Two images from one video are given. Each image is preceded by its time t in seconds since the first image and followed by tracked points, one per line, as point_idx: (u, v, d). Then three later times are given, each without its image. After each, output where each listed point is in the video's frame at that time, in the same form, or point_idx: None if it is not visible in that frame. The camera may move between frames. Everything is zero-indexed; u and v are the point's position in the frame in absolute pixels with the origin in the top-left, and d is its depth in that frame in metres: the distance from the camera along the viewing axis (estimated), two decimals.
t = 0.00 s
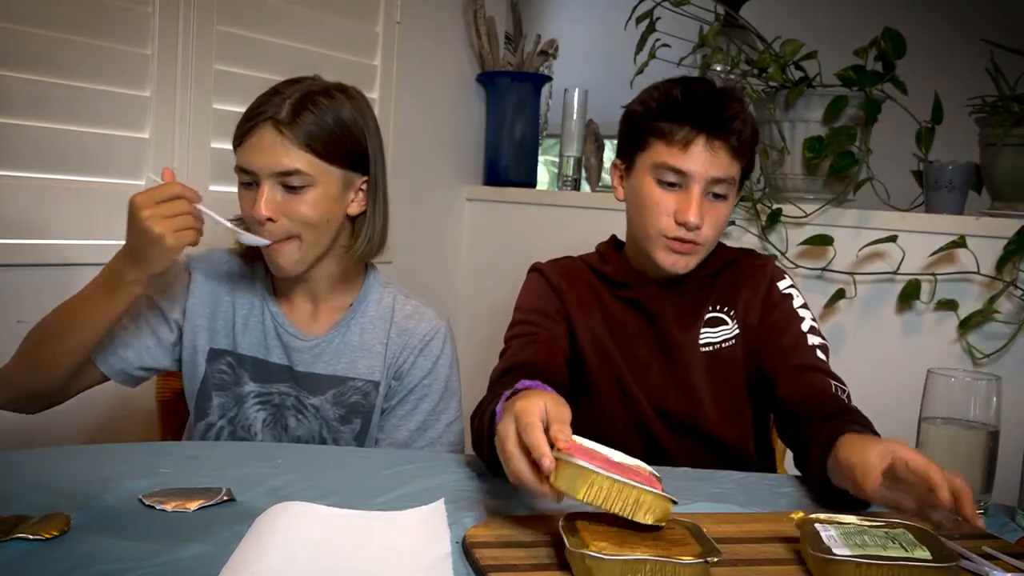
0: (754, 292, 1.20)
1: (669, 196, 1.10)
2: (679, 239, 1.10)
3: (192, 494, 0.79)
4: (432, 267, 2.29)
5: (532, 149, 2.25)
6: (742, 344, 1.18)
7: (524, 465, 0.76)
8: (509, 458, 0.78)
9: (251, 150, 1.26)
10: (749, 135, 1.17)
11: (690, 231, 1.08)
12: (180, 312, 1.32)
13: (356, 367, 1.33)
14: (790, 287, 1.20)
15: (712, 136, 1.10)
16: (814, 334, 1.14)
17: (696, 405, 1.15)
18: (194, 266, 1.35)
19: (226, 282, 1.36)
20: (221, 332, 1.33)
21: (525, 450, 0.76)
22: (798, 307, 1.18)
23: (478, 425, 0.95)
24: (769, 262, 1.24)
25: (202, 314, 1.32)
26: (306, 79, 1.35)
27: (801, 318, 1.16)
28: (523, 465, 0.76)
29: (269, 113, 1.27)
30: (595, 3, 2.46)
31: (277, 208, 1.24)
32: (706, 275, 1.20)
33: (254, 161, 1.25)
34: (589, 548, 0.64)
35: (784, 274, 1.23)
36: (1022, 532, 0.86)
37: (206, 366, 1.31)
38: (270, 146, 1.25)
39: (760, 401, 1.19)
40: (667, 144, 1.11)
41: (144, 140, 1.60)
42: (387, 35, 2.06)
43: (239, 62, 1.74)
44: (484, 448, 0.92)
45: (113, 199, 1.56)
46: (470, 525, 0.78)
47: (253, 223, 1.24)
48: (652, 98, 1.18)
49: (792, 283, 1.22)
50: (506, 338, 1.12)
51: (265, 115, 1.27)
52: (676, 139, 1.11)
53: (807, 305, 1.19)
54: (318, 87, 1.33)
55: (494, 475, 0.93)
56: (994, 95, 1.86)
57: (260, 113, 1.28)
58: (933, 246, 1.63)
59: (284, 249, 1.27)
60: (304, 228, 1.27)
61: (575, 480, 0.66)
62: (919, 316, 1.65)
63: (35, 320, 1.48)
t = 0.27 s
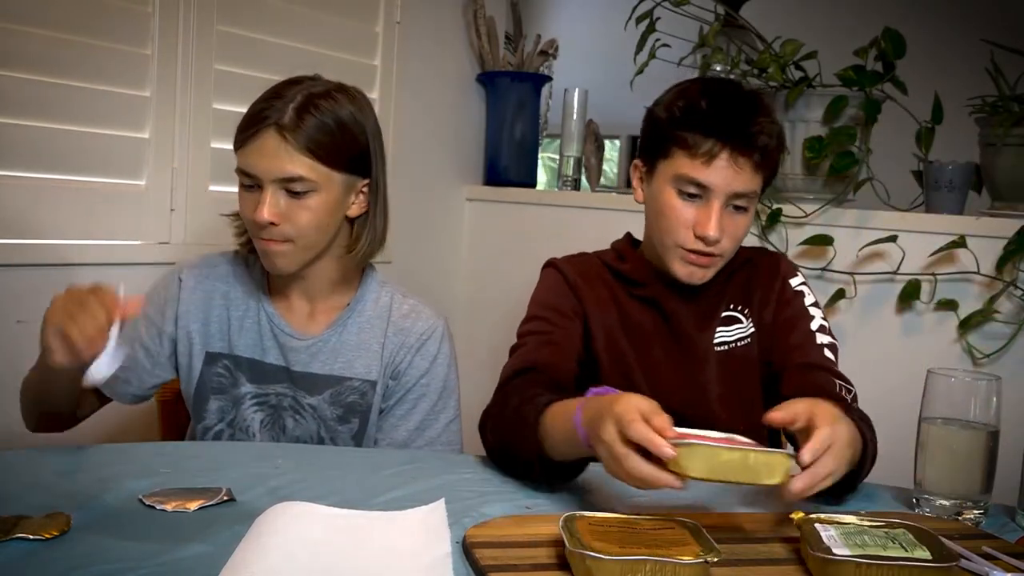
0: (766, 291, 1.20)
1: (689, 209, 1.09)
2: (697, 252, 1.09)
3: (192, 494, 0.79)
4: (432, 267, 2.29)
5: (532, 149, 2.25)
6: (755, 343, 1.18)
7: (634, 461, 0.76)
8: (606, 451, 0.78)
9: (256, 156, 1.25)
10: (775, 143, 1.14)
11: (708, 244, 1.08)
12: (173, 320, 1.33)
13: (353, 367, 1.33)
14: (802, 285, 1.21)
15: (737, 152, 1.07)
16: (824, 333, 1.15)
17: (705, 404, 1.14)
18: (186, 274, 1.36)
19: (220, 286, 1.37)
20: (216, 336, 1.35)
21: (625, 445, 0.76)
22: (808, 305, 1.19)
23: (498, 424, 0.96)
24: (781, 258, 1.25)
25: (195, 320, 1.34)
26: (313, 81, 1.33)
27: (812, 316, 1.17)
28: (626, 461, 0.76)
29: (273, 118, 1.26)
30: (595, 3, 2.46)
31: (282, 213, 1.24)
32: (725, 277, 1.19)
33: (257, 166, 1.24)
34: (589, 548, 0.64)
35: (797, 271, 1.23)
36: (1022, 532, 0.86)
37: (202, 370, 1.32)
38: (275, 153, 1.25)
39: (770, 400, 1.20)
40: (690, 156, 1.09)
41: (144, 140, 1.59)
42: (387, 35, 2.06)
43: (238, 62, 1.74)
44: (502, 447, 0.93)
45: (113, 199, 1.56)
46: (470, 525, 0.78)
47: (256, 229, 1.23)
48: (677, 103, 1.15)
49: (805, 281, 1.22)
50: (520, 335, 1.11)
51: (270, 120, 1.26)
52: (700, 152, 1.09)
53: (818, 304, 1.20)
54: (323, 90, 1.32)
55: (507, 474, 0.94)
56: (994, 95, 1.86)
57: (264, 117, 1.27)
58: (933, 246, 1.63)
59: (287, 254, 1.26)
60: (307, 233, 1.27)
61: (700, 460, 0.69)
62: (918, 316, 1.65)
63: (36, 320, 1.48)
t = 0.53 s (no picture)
0: (768, 290, 1.20)
1: (698, 196, 1.11)
2: (705, 240, 1.10)
3: (192, 494, 0.79)
4: (432, 267, 2.29)
5: (532, 149, 2.25)
6: (758, 342, 1.17)
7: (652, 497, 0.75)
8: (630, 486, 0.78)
9: (259, 153, 1.24)
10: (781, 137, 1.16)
11: (715, 231, 1.09)
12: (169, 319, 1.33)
13: (349, 362, 1.33)
14: (802, 285, 1.21)
15: (744, 138, 1.10)
16: (822, 333, 1.15)
17: (709, 403, 1.14)
18: (182, 272, 1.37)
19: (216, 283, 1.37)
20: (212, 334, 1.35)
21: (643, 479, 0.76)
22: (808, 305, 1.18)
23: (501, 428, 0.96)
24: (784, 258, 1.24)
25: (190, 318, 1.34)
26: (318, 80, 1.33)
27: (811, 316, 1.17)
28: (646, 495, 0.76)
29: (277, 119, 1.26)
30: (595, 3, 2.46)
31: (280, 212, 1.23)
32: (726, 275, 1.20)
33: (258, 164, 1.24)
34: (587, 549, 0.64)
35: (801, 272, 1.23)
36: (1022, 532, 0.86)
37: (200, 368, 1.32)
38: (278, 152, 1.25)
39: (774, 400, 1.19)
40: (698, 143, 1.11)
41: (144, 140, 1.59)
42: (387, 35, 2.06)
43: (238, 62, 1.74)
44: (505, 451, 0.94)
45: (113, 199, 1.56)
46: (470, 525, 0.78)
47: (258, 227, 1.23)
48: (685, 95, 1.17)
49: (806, 281, 1.22)
50: (524, 335, 1.12)
51: (274, 120, 1.26)
52: (707, 140, 1.11)
53: (818, 304, 1.20)
54: (328, 91, 1.32)
55: (509, 476, 0.94)
56: (994, 95, 1.86)
57: (268, 117, 1.26)
58: (933, 246, 1.63)
59: (287, 254, 1.26)
60: (307, 232, 1.27)
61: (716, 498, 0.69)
62: (918, 316, 1.65)
63: (36, 319, 1.48)
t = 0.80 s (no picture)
0: (769, 291, 1.20)
1: (699, 187, 1.11)
2: (707, 231, 1.10)
3: (193, 494, 0.79)
4: (432, 266, 2.29)
5: (532, 149, 2.25)
6: (759, 343, 1.17)
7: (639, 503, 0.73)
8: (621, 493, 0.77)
9: (262, 150, 1.25)
10: (782, 134, 1.17)
11: (717, 222, 1.09)
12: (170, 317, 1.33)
13: (349, 359, 1.33)
14: (805, 286, 1.20)
15: (747, 129, 1.11)
16: (824, 335, 1.14)
17: (709, 401, 1.14)
18: (183, 270, 1.36)
19: (217, 281, 1.37)
20: (213, 332, 1.35)
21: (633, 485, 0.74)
22: (810, 307, 1.18)
23: (501, 428, 0.96)
24: (786, 259, 1.24)
25: (191, 316, 1.34)
26: (322, 79, 1.33)
27: (812, 318, 1.16)
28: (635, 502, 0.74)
29: (280, 117, 1.26)
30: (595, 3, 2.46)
31: (281, 210, 1.23)
32: (727, 275, 1.20)
33: (259, 162, 1.24)
34: (564, 557, 0.63)
35: (804, 272, 1.23)
36: (1022, 532, 0.85)
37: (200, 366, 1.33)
38: (279, 151, 1.25)
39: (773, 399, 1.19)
40: (701, 134, 1.12)
41: (144, 140, 1.59)
42: (387, 35, 2.06)
43: (239, 62, 1.74)
44: (504, 452, 0.93)
45: (112, 199, 1.55)
46: (470, 525, 0.78)
47: (260, 223, 1.23)
48: (688, 90, 1.19)
49: (810, 282, 1.22)
50: (523, 335, 1.12)
51: (276, 117, 1.26)
52: (711, 131, 1.12)
53: (820, 305, 1.19)
54: (332, 91, 1.33)
55: (507, 476, 0.93)
56: (994, 95, 1.86)
57: (271, 114, 1.27)
58: (933, 246, 1.63)
59: (284, 251, 1.26)
60: (303, 229, 1.26)
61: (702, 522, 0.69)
62: (918, 316, 1.65)
63: (36, 319, 1.48)
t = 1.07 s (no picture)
0: (772, 291, 1.20)
1: (701, 191, 1.11)
2: (708, 234, 1.11)
3: (192, 494, 0.79)
4: (432, 266, 2.29)
5: (532, 149, 2.26)
6: (761, 342, 1.17)
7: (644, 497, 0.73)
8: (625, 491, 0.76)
9: (282, 151, 1.25)
10: (786, 137, 1.17)
11: (719, 226, 1.09)
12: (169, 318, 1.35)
13: (350, 358, 1.34)
14: (808, 286, 1.21)
15: (750, 132, 1.11)
16: (824, 335, 1.15)
17: (711, 400, 1.14)
18: (181, 272, 1.37)
19: (216, 282, 1.38)
20: (212, 331, 1.36)
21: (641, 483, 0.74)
22: (813, 307, 1.18)
23: (501, 429, 0.96)
24: (789, 260, 1.24)
25: (190, 317, 1.35)
26: (326, 80, 1.33)
27: (815, 319, 1.16)
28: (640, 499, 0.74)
29: (293, 118, 1.26)
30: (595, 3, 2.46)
31: (306, 210, 1.24)
32: (730, 275, 1.20)
33: (282, 160, 1.24)
34: (564, 559, 0.63)
35: (805, 273, 1.23)
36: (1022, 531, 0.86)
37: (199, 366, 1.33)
38: (303, 150, 1.25)
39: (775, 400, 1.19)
40: (703, 137, 1.12)
41: (144, 140, 1.59)
42: (387, 35, 2.06)
43: (239, 62, 1.74)
44: (504, 452, 0.93)
45: (112, 199, 1.55)
46: (470, 525, 0.78)
47: (283, 222, 1.23)
48: (691, 92, 1.18)
49: (812, 282, 1.22)
50: (525, 335, 1.11)
51: (291, 119, 1.26)
52: (713, 134, 1.12)
53: (822, 306, 1.19)
54: (341, 92, 1.32)
55: (507, 476, 0.93)
56: (994, 95, 1.86)
57: (282, 116, 1.26)
58: (933, 246, 1.63)
59: (303, 252, 1.27)
60: (321, 230, 1.27)
61: (706, 529, 0.69)
62: (918, 315, 1.65)
63: (36, 319, 1.48)
